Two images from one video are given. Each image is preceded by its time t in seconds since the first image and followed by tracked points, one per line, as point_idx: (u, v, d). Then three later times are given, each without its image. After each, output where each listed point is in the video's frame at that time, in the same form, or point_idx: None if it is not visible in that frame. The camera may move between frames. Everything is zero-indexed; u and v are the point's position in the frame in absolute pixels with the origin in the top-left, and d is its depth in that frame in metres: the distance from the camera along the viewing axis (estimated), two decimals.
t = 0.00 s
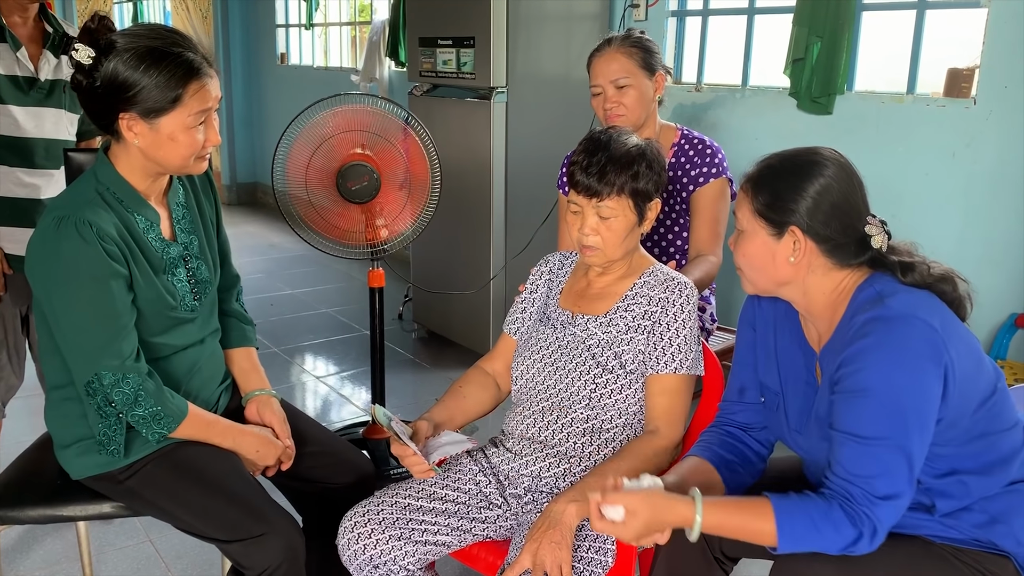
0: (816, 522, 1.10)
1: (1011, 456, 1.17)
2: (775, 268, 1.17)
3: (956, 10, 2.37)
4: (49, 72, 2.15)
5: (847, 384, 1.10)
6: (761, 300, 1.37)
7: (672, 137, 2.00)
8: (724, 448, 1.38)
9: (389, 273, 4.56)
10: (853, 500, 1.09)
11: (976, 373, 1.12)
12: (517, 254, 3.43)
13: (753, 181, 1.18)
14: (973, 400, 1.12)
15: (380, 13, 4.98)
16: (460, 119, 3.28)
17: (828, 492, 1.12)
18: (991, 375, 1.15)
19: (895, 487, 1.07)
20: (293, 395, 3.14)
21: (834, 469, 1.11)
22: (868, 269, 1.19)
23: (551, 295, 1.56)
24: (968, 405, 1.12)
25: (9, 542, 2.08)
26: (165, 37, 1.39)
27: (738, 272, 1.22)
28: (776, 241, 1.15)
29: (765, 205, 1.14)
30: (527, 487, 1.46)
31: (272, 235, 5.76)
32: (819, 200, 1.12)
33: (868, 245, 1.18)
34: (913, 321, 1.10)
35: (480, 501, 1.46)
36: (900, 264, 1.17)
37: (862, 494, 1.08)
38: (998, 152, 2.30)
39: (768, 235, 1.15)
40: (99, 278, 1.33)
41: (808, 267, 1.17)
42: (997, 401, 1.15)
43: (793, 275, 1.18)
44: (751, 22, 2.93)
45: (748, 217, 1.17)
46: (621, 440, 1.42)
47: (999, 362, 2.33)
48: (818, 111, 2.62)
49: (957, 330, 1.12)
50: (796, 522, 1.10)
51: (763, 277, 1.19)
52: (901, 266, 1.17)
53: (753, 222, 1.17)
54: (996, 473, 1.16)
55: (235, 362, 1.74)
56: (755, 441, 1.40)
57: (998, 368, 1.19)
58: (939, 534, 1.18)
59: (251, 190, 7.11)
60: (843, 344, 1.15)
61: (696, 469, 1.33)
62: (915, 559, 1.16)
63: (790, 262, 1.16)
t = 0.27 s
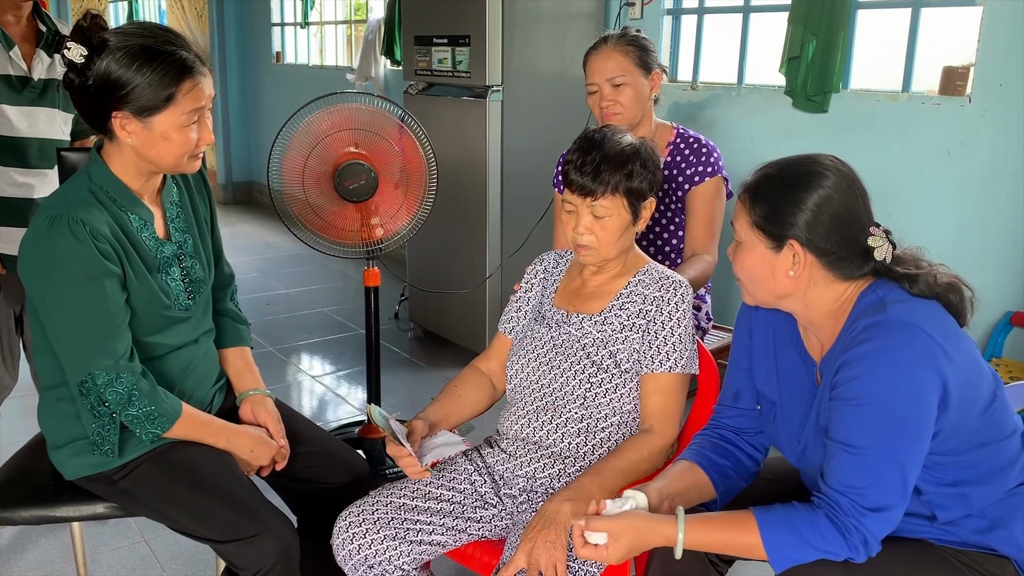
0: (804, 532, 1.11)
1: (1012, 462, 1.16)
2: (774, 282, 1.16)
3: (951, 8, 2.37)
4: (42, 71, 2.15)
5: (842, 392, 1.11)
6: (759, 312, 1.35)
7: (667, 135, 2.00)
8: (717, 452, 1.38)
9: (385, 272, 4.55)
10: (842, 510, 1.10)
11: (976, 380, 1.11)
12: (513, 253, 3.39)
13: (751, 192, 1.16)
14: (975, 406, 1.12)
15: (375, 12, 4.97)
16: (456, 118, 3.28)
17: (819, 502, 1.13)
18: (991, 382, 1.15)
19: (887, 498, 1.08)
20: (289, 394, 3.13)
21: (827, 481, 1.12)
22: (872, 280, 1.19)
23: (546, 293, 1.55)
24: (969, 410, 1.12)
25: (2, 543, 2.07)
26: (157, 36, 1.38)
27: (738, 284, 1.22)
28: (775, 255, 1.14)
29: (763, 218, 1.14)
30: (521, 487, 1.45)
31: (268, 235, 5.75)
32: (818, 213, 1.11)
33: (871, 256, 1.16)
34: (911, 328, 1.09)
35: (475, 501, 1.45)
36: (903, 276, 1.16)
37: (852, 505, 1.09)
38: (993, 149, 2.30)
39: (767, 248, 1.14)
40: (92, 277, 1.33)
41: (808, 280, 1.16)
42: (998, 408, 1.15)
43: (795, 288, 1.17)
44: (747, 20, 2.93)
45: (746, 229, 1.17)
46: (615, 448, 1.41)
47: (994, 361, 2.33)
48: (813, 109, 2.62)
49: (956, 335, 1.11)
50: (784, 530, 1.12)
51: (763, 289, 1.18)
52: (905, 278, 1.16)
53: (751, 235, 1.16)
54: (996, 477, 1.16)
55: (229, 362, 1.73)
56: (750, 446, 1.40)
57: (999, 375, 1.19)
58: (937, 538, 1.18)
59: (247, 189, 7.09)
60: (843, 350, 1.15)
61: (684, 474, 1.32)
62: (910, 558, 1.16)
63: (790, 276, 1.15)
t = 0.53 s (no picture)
0: (796, 532, 1.12)
1: (1008, 464, 1.17)
2: (770, 291, 1.17)
3: (947, 7, 2.38)
4: (37, 70, 2.14)
5: (837, 393, 1.11)
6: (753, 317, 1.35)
7: (663, 134, 2.00)
8: (712, 452, 1.38)
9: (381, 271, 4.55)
10: (834, 512, 1.10)
11: (972, 382, 1.11)
12: (509, 253, 3.41)
13: (744, 201, 1.16)
14: (971, 406, 1.12)
15: (372, 10, 4.97)
16: (453, 116, 3.27)
17: (812, 502, 1.13)
18: (987, 385, 1.15)
19: (880, 501, 1.08)
20: (285, 393, 3.12)
21: (820, 482, 1.12)
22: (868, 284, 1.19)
23: (542, 291, 1.55)
24: (964, 413, 1.12)
25: None
26: (152, 35, 1.38)
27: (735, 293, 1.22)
28: (770, 264, 1.14)
29: (757, 227, 1.13)
30: (518, 487, 1.45)
31: (264, 234, 5.74)
32: (812, 221, 1.10)
33: (867, 262, 1.16)
34: (906, 330, 1.09)
35: (471, 500, 1.45)
36: (901, 280, 1.16)
37: (844, 506, 1.09)
38: (989, 148, 2.30)
39: (762, 257, 1.14)
40: (87, 275, 1.32)
41: (804, 288, 1.16)
42: (993, 411, 1.15)
43: (791, 296, 1.17)
44: (743, 19, 2.93)
45: (740, 238, 1.17)
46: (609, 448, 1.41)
47: (989, 359, 2.34)
48: (809, 108, 2.62)
49: (951, 337, 1.11)
50: (776, 530, 1.13)
51: (758, 298, 1.19)
52: (903, 282, 1.15)
53: (745, 244, 1.16)
54: (992, 478, 1.16)
55: (224, 360, 1.73)
56: (744, 446, 1.41)
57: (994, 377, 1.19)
58: (932, 537, 1.19)
59: (243, 188, 7.08)
60: (839, 351, 1.15)
61: (679, 473, 1.33)
62: (905, 556, 1.17)
63: (785, 285, 1.15)
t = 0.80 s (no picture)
0: (788, 530, 1.11)
1: (1005, 464, 1.16)
2: (766, 292, 1.16)
3: (944, 7, 2.38)
4: (34, 70, 2.13)
5: (829, 393, 1.11)
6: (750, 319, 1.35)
7: (661, 135, 1.99)
8: (709, 449, 1.38)
9: (379, 271, 4.54)
10: (826, 510, 1.10)
11: (967, 382, 1.11)
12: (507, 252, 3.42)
13: (738, 204, 1.16)
14: (967, 407, 1.12)
15: (369, 10, 4.96)
16: (450, 117, 3.27)
17: (804, 501, 1.13)
18: (983, 385, 1.15)
19: (872, 500, 1.08)
20: (282, 394, 3.12)
21: (812, 480, 1.12)
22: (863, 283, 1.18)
23: (539, 291, 1.55)
24: (959, 414, 1.12)
25: None
26: (147, 35, 1.37)
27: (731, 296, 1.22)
28: (766, 266, 1.14)
29: (751, 229, 1.13)
30: (515, 489, 1.45)
31: (262, 234, 5.73)
32: (805, 223, 1.10)
33: (862, 261, 1.16)
34: (900, 330, 1.09)
35: (468, 501, 1.45)
36: (895, 280, 1.16)
37: (835, 505, 1.09)
38: (986, 148, 2.30)
39: (757, 260, 1.14)
40: (83, 275, 1.32)
41: (800, 290, 1.16)
42: (990, 410, 1.15)
43: (786, 299, 1.17)
44: (740, 19, 2.93)
45: (735, 241, 1.16)
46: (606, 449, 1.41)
47: (987, 360, 2.34)
48: (807, 108, 2.61)
49: (945, 338, 1.11)
50: (768, 528, 1.12)
51: (756, 300, 1.18)
52: (897, 283, 1.15)
53: (740, 247, 1.16)
54: (988, 477, 1.16)
55: (221, 361, 1.73)
56: (742, 444, 1.40)
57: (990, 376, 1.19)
58: (929, 537, 1.18)
59: (241, 188, 7.07)
60: (832, 350, 1.15)
61: (674, 471, 1.33)
62: (902, 557, 1.16)
63: (781, 287, 1.15)
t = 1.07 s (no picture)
0: (782, 531, 1.12)
1: (1002, 465, 1.16)
2: (761, 293, 1.16)
3: (943, 8, 2.38)
4: (34, 71, 2.14)
5: (823, 393, 1.11)
6: (748, 319, 1.35)
7: (661, 137, 1.99)
8: (707, 450, 1.38)
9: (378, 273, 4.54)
10: (820, 510, 1.10)
11: (962, 383, 1.11)
12: (506, 254, 3.42)
13: (731, 206, 1.17)
14: (963, 407, 1.12)
15: (369, 12, 4.96)
16: (449, 118, 3.27)
17: (798, 501, 1.14)
18: (979, 385, 1.15)
19: (867, 501, 1.08)
20: (282, 395, 3.12)
21: (807, 481, 1.12)
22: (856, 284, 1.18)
23: (538, 293, 1.55)
24: (955, 415, 1.12)
25: None
26: (145, 36, 1.37)
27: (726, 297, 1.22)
28: (759, 266, 1.14)
29: (745, 231, 1.13)
30: (514, 491, 1.45)
31: (261, 235, 5.73)
32: (799, 223, 1.10)
33: (855, 261, 1.16)
34: (894, 331, 1.09)
35: (467, 503, 1.45)
36: (888, 281, 1.16)
37: (829, 505, 1.09)
38: (985, 149, 2.31)
39: (751, 260, 1.14)
40: (83, 277, 1.32)
41: (794, 290, 1.16)
42: (986, 410, 1.15)
43: (781, 299, 1.17)
44: (740, 21, 2.93)
45: (729, 242, 1.17)
46: (604, 450, 1.41)
47: (985, 362, 2.34)
48: (806, 110, 2.62)
49: (940, 339, 1.11)
50: (762, 528, 1.13)
51: (750, 301, 1.18)
52: (890, 283, 1.15)
53: (734, 248, 1.16)
54: (984, 477, 1.16)
55: (221, 362, 1.73)
56: (740, 445, 1.41)
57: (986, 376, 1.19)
58: (926, 538, 1.19)
59: (240, 190, 7.07)
60: (826, 351, 1.15)
61: (672, 471, 1.33)
62: (900, 559, 1.16)
63: (775, 287, 1.15)
